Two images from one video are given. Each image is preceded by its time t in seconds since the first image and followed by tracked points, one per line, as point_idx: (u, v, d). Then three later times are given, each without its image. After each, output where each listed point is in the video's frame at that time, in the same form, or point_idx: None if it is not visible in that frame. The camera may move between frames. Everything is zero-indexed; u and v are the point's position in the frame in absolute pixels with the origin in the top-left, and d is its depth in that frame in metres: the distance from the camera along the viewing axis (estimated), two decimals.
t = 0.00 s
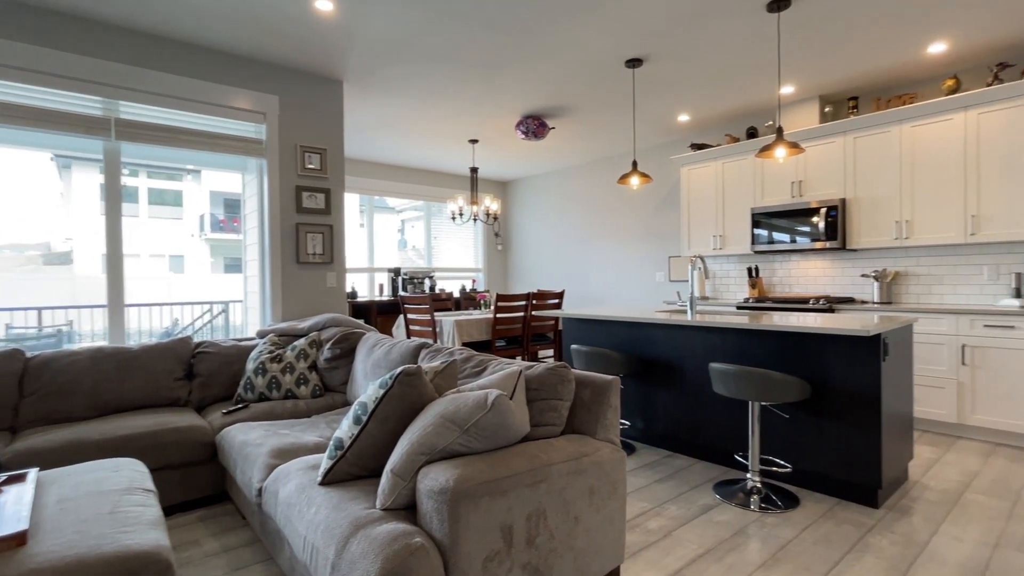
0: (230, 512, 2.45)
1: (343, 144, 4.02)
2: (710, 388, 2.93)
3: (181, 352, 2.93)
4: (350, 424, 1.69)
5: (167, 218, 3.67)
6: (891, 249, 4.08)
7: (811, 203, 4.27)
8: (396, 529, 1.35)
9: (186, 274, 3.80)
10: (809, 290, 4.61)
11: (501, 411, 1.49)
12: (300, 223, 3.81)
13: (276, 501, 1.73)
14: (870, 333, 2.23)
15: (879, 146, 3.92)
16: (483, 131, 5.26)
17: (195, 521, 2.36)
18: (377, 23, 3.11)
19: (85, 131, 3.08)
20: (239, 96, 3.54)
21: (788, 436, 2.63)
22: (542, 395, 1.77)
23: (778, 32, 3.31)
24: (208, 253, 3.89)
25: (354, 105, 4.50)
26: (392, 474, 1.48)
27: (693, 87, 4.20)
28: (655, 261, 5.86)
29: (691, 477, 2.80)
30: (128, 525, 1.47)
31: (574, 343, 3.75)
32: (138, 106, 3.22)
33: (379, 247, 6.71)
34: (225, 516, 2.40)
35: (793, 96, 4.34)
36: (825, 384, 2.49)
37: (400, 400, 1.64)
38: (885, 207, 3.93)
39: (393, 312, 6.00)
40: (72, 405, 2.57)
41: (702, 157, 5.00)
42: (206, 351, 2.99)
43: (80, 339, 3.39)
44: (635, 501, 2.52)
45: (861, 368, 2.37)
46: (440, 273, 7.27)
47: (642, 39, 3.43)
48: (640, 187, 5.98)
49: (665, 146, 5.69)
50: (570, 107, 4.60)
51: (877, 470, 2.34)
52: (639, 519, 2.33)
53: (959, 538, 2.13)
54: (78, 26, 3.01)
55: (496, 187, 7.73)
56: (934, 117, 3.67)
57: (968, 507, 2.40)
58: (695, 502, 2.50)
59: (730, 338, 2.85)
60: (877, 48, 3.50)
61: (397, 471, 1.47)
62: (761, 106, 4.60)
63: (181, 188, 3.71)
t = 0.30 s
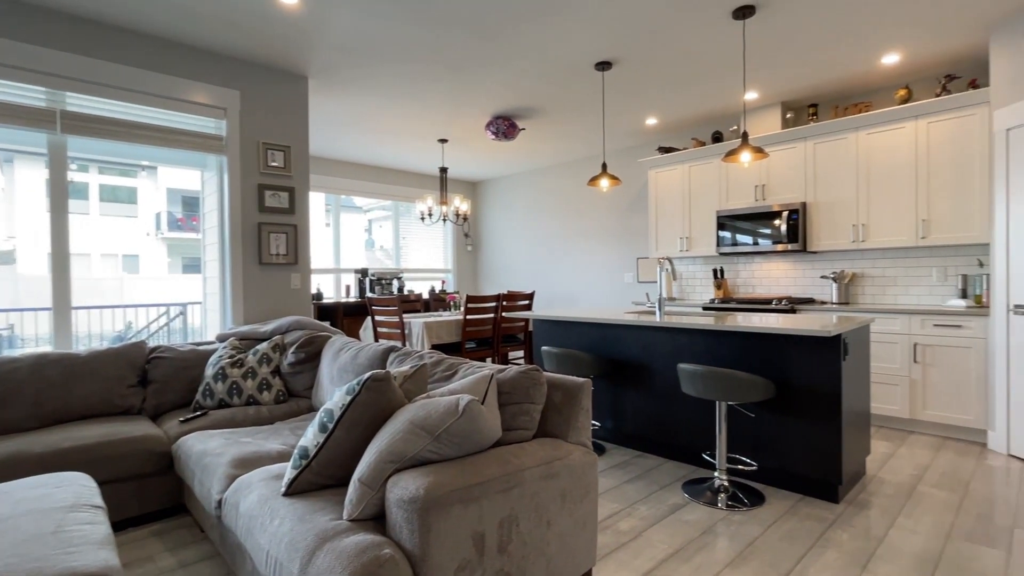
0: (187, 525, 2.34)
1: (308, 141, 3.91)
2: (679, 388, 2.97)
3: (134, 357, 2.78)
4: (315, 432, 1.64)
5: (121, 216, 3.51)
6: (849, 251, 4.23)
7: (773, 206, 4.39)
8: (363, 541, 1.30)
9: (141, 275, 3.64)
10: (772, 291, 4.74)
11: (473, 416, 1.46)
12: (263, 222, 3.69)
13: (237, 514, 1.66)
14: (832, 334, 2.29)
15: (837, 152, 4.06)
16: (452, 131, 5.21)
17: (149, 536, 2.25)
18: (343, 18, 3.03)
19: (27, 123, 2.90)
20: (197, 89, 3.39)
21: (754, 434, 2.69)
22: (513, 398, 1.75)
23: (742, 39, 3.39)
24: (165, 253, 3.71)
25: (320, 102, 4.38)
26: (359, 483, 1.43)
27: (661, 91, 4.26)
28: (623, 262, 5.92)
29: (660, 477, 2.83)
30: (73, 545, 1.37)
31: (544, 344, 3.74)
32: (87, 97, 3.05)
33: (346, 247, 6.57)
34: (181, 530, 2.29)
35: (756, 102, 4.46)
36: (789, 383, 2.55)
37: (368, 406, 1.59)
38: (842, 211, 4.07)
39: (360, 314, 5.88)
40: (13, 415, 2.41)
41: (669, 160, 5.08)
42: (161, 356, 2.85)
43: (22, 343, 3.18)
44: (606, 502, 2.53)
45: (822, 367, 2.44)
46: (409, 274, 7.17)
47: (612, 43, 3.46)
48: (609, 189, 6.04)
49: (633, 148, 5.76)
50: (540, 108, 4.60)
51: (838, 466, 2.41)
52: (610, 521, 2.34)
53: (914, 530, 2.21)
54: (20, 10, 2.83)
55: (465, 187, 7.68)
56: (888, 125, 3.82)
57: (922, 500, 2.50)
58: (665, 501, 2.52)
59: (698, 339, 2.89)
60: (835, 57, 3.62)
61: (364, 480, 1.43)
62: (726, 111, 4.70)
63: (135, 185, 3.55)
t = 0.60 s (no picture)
0: (146, 539, 2.23)
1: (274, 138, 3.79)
2: (651, 388, 3.00)
3: (87, 362, 2.64)
4: (285, 440, 1.58)
5: (71, 214, 3.34)
6: (811, 253, 4.37)
7: (740, 209, 4.49)
8: (337, 552, 1.26)
9: (93, 276, 3.46)
10: (739, 291, 4.85)
11: (450, 421, 1.43)
12: (226, 221, 3.55)
13: (200, 527, 1.58)
14: (800, 334, 2.35)
15: (801, 157, 4.19)
16: (423, 130, 5.15)
17: (103, 551, 2.13)
18: (312, 11, 2.95)
19: None
20: (156, 82, 3.24)
21: (724, 433, 2.74)
22: (490, 402, 1.73)
23: (712, 44, 3.45)
24: (120, 252, 3.53)
25: (286, 98, 4.26)
26: (332, 492, 1.38)
27: (632, 93, 4.30)
28: (595, 263, 5.97)
29: (634, 477, 2.85)
30: (20, 567, 1.28)
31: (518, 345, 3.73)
32: (33, 87, 2.87)
33: (313, 247, 6.42)
34: (139, 545, 2.17)
35: (724, 107, 4.56)
36: (758, 382, 2.61)
37: (340, 412, 1.54)
38: (806, 214, 4.20)
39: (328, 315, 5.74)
40: None
41: (640, 162, 5.14)
42: (116, 361, 2.71)
43: None
44: (581, 503, 2.53)
45: (790, 366, 2.50)
46: (378, 275, 7.05)
47: (585, 45, 3.47)
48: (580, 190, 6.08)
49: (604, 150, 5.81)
50: (513, 108, 4.59)
51: (805, 463, 2.47)
52: (585, 522, 2.34)
53: (876, 522, 2.29)
54: None
55: (436, 187, 7.60)
56: (848, 132, 3.96)
57: (882, 492, 2.59)
58: (639, 501, 2.54)
59: (670, 340, 2.93)
60: (800, 65, 3.73)
61: (337, 489, 1.38)
62: (695, 115, 4.79)
63: (87, 181, 3.37)
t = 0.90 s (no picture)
0: (104, 554, 2.10)
1: (241, 133, 3.65)
2: (628, 387, 3.02)
3: (38, 368, 2.47)
4: (258, 448, 1.51)
5: (18, 211, 3.14)
6: (780, 254, 4.47)
7: (712, 210, 4.57)
8: (317, 564, 1.20)
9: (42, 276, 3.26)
10: (710, 292, 4.94)
11: (434, 425, 1.38)
12: (190, 219, 3.41)
13: (166, 541, 1.50)
14: (775, 333, 2.40)
15: (771, 160, 4.29)
16: (396, 127, 5.06)
17: (58, 569, 2.00)
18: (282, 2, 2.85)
19: None
20: (112, 71, 3.07)
21: (701, 432, 2.77)
22: (473, 404, 1.69)
23: (686, 47, 3.49)
24: (70, 250, 3.34)
25: (254, 92, 4.11)
26: (310, 501, 1.32)
27: (607, 95, 4.32)
28: (569, 264, 5.98)
29: (612, 476, 2.85)
30: None
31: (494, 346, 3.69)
32: None
33: (280, 246, 6.23)
34: (97, 561, 2.05)
35: (696, 110, 4.63)
36: (733, 381, 2.65)
37: (318, 417, 1.47)
38: (775, 216, 4.30)
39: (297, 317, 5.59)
40: None
41: (614, 163, 5.18)
42: (70, 367, 2.55)
43: None
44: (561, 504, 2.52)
45: (764, 365, 2.55)
46: (349, 275, 6.91)
47: (561, 45, 3.47)
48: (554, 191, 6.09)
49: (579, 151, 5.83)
50: (488, 107, 4.56)
51: (779, 459, 2.52)
52: (566, 523, 2.32)
53: (847, 516, 2.35)
54: None
55: (408, 186, 7.50)
56: (815, 136, 4.07)
57: (852, 486, 2.67)
58: (618, 501, 2.55)
59: (647, 340, 2.94)
60: (770, 70, 3.81)
61: (316, 498, 1.32)
62: (668, 117, 4.85)
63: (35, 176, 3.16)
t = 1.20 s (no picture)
0: (60, 572, 1.98)
1: (208, 127, 3.51)
2: (608, 387, 3.02)
3: None
4: (231, 457, 1.43)
5: None
6: (752, 255, 4.56)
7: (686, 211, 4.63)
8: None
9: None
10: (684, 291, 5.00)
11: (418, 429, 1.33)
12: (153, 216, 3.25)
13: (130, 557, 1.41)
14: (753, 332, 2.42)
15: (743, 162, 4.37)
16: (370, 124, 4.96)
17: None
18: None
19: None
20: (68, 59, 2.91)
21: (680, 430, 2.79)
22: (456, 407, 1.65)
23: (663, 49, 3.52)
24: (19, 249, 3.12)
25: (221, 85, 3.96)
26: (287, 511, 1.26)
27: (584, 95, 4.33)
28: (545, 264, 5.98)
29: (592, 476, 2.85)
30: None
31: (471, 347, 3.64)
32: None
33: (247, 245, 6.04)
34: None
35: (671, 112, 4.68)
36: (712, 380, 2.67)
37: (295, 423, 1.41)
38: (748, 217, 4.38)
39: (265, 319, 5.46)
40: None
41: (590, 164, 5.20)
42: (20, 372, 2.39)
43: None
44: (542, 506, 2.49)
45: (741, 363, 2.58)
46: (320, 275, 6.74)
47: (540, 44, 3.45)
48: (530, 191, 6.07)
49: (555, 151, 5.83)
50: (464, 105, 4.51)
51: (756, 456, 2.56)
52: (547, 525, 2.30)
53: (822, 511, 2.40)
54: None
55: (381, 185, 7.37)
56: (786, 139, 4.16)
57: (825, 482, 2.73)
58: (599, 501, 2.54)
59: (626, 339, 2.94)
60: (743, 73, 3.88)
61: (294, 507, 1.26)
62: (643, 119, 4.89)
63: None
